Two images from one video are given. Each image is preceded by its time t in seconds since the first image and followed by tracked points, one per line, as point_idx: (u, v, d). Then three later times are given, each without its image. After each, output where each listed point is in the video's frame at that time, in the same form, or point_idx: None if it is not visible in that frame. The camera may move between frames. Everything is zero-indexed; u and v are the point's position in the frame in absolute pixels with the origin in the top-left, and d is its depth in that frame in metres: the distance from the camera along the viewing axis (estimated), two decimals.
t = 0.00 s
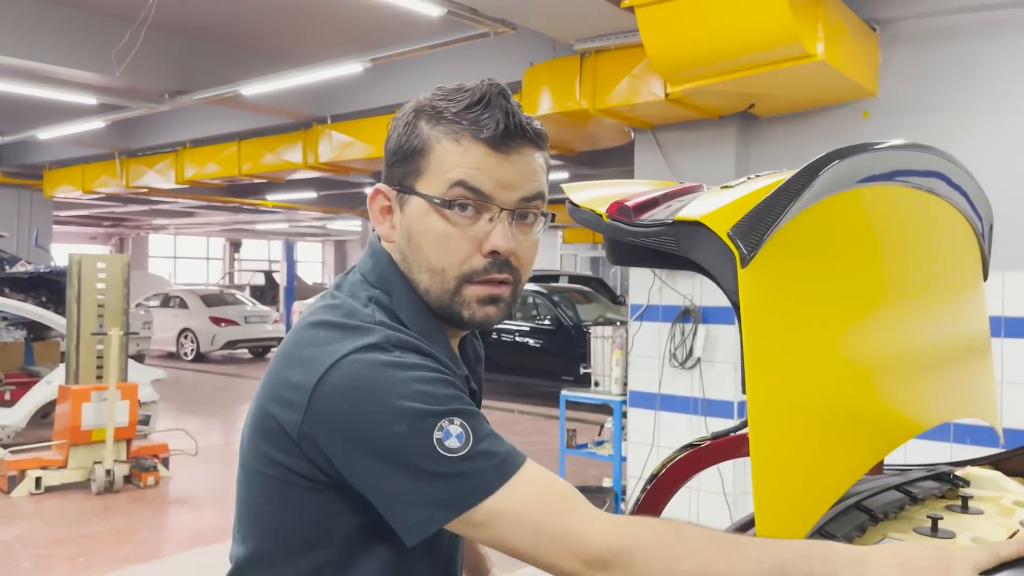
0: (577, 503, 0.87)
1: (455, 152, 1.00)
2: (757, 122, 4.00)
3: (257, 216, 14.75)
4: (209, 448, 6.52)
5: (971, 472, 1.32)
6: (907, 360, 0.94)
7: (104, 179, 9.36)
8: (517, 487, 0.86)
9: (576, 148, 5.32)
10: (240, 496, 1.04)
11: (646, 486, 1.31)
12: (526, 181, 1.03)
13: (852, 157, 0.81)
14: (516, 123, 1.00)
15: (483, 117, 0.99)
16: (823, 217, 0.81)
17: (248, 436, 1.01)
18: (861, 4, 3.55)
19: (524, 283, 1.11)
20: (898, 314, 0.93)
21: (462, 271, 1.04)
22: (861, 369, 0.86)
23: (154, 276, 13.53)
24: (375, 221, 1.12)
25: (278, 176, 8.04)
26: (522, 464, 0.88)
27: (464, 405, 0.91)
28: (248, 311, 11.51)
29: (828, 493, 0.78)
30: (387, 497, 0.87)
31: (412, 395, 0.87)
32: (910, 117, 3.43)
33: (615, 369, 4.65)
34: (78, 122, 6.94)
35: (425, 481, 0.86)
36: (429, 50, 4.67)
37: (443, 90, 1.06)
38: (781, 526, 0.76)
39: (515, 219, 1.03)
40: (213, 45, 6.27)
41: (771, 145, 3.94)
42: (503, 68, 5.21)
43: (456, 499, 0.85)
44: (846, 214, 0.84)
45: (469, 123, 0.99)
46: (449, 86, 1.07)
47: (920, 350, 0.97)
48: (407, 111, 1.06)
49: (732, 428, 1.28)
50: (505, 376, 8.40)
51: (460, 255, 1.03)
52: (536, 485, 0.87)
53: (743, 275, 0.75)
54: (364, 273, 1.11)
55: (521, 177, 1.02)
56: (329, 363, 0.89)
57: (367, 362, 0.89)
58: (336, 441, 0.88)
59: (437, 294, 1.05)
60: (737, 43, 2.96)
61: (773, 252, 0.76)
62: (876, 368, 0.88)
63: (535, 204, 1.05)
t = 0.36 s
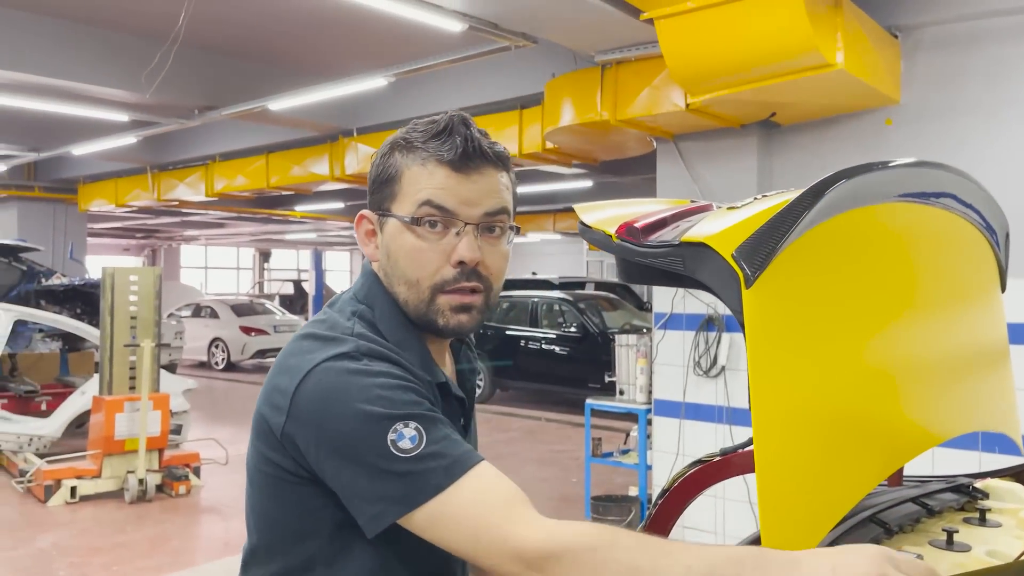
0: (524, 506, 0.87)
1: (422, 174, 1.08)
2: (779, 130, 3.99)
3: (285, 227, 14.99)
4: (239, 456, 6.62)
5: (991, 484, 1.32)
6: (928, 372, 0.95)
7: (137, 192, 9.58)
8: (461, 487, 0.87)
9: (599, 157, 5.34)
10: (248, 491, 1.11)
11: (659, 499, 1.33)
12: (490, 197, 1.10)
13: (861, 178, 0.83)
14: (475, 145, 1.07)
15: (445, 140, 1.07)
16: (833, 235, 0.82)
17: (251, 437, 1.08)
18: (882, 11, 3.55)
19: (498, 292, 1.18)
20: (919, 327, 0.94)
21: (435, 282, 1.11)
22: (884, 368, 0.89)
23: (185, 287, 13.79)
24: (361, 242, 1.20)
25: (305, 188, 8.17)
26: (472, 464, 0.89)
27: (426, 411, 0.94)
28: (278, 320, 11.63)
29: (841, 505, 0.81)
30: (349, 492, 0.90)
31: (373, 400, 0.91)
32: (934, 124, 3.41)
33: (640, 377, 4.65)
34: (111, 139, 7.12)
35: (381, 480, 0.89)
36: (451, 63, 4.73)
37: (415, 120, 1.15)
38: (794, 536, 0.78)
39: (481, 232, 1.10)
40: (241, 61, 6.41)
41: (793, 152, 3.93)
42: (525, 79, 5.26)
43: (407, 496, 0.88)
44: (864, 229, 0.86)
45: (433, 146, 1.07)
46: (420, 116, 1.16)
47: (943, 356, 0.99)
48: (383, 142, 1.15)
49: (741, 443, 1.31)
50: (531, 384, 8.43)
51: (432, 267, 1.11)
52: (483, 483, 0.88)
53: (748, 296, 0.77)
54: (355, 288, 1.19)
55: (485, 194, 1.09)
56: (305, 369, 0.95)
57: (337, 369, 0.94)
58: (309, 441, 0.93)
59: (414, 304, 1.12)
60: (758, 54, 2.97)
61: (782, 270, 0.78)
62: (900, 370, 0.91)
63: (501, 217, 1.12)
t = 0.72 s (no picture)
0: (474, 485, 0.95)
1: (408, 174, 1.20)
2: (801, 136, 3.96)
3: (307, 237, 15.12)
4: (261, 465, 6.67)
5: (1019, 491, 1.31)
6: (955, 377, 0.93)
7: (162, 204, 9.72)
8: (424, 467, 0.96)
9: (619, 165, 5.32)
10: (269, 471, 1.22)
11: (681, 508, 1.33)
12: (471, 194, 1.20)
13: (891, 178, 0.81)
14: (454, 147, 1.18)
15: (427, 144, 1.19)
16: (861, 238, 0.81)
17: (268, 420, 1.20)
18: (905, 15, 3.51)
19: (486, 282, 1.27)
20: (950, 329, 0.93)
21: (422, 271, 1.20)
22: (913, 377, 0.87)
23: (209, 297, 13.95)
24: (363, 245, 1.33)
25: (327, 199, 8.25)
26: (435, 447, 0.98)
27: (398, 396, 1.03)
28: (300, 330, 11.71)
29: (871, 513, 0.80)
30: (328, 466, 1.01)
31: (351, 383, 1.02)
32: (960, 128, 3.37)
33: (662, 386, 4.62)
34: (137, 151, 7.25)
35: (351, 456, 0.98)
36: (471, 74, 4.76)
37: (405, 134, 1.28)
38: (825, 540, 0.75)
39: (463, 224, 1.20)
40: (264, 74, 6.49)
41: (816, 158, 3.90)
42: (545, 89, 5.28)
43: (372, 472, 0.97)
44: (896, 230, 0.85)
45: (418, 149, 1.19)
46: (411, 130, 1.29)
47: (974, 364, 0.97)
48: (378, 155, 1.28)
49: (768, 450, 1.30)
50: (551, 394, 8.40)
51: (419, 258, 1.20)
52: (442, 464, 0.96)
53: (775, 299, 0.75)
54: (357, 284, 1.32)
55: (465, 190, 1.19)
56: (299, 355, 1.08)
57: (324, 355, 1.06)
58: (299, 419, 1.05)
59: (406, 295, 1.22)
60: (780, 59, 2.95)
61: (811, 273, 0.76)
62: (929, 380, 0.89)
63: (482, 213, 1.22)
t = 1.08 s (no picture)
0: (451, 474, 0.96)
1: (410, 188, 1.22)
2: (820, 142, 3.93)
3: (325, 246, 15.22)
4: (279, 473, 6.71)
5: None
6: (978, 386, 0.92)
7: (181, 214, 9.84)
8: (405, 455, 0.97)
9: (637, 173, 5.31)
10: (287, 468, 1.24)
11: (705, 518, 1.30)
12: (469, 205, 1.21)
13: (915, 184, 0.81)
14: (452, 162, 1.21)
15: (427, 158, 1.22)
16: (883, 245, 0.81)
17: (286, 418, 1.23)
18: (925, 20, 3.49)
19: (487, 288, 1.27)
20: (971, 335, 0.92)
21: (423, 277, 1.21)
22: (935, 386, 0.86)
23: (228, 306, 14.07)
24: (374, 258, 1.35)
25: (345, 208, 8.30)
26: (416, 438, 0.99)
27: (388, 388, 1.04)
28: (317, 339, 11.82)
29: (899, 524, 0.79)
30: (321, 454, 1.02)
31: (344, 375, 1.03)
32: (981, 133, 3.33)
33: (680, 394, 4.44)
34: (158, 161, 7.34)
35: (341, 444, 1.00)
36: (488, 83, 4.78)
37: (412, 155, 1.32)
38: (847, 550, 0.74)
39: (463, 234, 1.21)
40: (283, 84, 6.56)
41: (836, 165, 3.86)
42: (561, 97, 5.29)
43: (357, 458, 0.98)
44: (919, 237, 0.84)
45: (419, 163, 1.22)
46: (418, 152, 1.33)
47: (996, 371, 0.96)
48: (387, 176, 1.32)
49: (792, 458, 1.28)
50: (568, 402, 8.38)
51: (420, 266, 1.21)
52: (422, 451, 0.98)
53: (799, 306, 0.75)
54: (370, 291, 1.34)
55: (464, 201, 1.21)
56: (303, 351, 1.10)
57: (324, 350, 1.08)
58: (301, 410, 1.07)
59: (409, 300, 1.23)
60: (800, 65, 2.93)
61: (834, 281, 0.76)
62: (951, 389, 0.88)
63: (480, 223, 1.22)
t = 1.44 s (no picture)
0: (450, 471, 0.97)
1: (414, 197, 1.24)
2: (831, 147, 3.92)
3: (336, 250, 15.28)
4: (290, 476, 6.73)
5: None
6: (986, 394, 0.92)
7: (194, 218, 9.92)
8: (408, 454, 0.98)
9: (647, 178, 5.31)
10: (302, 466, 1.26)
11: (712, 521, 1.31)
12: (471, 211, 1.22)
13: (919, 190, 0.82)
14: (455, 170, 1.22)
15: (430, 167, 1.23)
16: (889, 251, 0.81)
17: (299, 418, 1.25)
18: (936, 25, 3.48)
19: (491, 291, 1.28)
20: (979, 341, 0.92)
21: (427, 281, 1.23)
22: (942, 392, 0.86)
23: (240, 310, 14.15)
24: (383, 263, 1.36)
25: (356, 212, 8.34)
26: (420, 438, 1.00)
27: (393, 389, 1.05)
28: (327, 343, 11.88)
29: (902, 526, 0.79)
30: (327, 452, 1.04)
31: (351, 374, 1.05)
32: (992, 139, 3.32)
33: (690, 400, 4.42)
34: (171, 166, 7.40)
35: (345, 441, 1.01)
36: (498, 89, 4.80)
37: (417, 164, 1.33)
38: (851, 552, 0.75)
39: (465, 238, 1.22)
40: (295, 89, 6.61)
41: (847, 170, 3.85)
42: (572, 102, 5.31)
43: (361, 455, 0.99)
44: (925, 243, 0.85)
45: (423, 174, 1.24)
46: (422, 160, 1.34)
47: (1004, 378, 0.96)
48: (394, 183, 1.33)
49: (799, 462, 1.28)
50: (578, 407, 8.38)
51: (424, 270, 1.22)
52: (424, 450, 0.99)
53: (805, 311, 0.75)
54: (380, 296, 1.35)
55: (466, 208, 1.22)
56: (314, 352, 1.12)
57: (332, 350, 1.09)
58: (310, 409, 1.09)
59: (415, 302, 1.24)
60: (811, 71, 2.93)
61: (839, 284, 0.76)
62: (958, 395, 0.88)
63: (483, 228, 1.24)
